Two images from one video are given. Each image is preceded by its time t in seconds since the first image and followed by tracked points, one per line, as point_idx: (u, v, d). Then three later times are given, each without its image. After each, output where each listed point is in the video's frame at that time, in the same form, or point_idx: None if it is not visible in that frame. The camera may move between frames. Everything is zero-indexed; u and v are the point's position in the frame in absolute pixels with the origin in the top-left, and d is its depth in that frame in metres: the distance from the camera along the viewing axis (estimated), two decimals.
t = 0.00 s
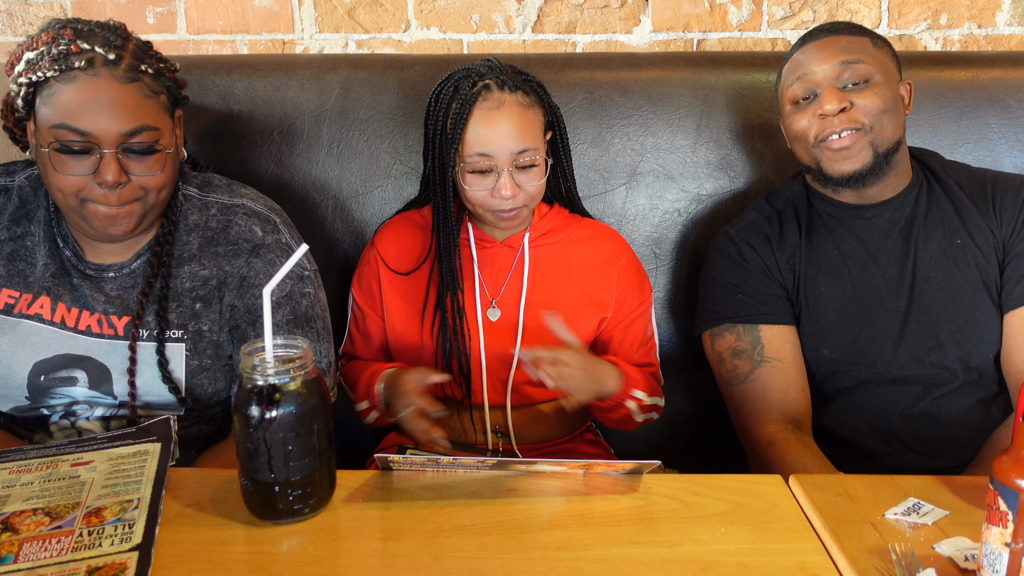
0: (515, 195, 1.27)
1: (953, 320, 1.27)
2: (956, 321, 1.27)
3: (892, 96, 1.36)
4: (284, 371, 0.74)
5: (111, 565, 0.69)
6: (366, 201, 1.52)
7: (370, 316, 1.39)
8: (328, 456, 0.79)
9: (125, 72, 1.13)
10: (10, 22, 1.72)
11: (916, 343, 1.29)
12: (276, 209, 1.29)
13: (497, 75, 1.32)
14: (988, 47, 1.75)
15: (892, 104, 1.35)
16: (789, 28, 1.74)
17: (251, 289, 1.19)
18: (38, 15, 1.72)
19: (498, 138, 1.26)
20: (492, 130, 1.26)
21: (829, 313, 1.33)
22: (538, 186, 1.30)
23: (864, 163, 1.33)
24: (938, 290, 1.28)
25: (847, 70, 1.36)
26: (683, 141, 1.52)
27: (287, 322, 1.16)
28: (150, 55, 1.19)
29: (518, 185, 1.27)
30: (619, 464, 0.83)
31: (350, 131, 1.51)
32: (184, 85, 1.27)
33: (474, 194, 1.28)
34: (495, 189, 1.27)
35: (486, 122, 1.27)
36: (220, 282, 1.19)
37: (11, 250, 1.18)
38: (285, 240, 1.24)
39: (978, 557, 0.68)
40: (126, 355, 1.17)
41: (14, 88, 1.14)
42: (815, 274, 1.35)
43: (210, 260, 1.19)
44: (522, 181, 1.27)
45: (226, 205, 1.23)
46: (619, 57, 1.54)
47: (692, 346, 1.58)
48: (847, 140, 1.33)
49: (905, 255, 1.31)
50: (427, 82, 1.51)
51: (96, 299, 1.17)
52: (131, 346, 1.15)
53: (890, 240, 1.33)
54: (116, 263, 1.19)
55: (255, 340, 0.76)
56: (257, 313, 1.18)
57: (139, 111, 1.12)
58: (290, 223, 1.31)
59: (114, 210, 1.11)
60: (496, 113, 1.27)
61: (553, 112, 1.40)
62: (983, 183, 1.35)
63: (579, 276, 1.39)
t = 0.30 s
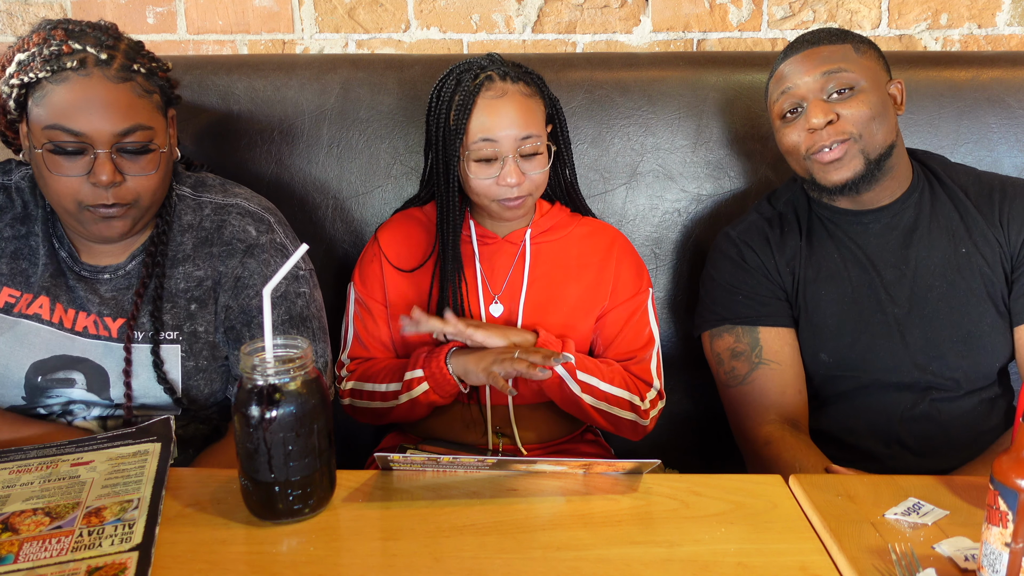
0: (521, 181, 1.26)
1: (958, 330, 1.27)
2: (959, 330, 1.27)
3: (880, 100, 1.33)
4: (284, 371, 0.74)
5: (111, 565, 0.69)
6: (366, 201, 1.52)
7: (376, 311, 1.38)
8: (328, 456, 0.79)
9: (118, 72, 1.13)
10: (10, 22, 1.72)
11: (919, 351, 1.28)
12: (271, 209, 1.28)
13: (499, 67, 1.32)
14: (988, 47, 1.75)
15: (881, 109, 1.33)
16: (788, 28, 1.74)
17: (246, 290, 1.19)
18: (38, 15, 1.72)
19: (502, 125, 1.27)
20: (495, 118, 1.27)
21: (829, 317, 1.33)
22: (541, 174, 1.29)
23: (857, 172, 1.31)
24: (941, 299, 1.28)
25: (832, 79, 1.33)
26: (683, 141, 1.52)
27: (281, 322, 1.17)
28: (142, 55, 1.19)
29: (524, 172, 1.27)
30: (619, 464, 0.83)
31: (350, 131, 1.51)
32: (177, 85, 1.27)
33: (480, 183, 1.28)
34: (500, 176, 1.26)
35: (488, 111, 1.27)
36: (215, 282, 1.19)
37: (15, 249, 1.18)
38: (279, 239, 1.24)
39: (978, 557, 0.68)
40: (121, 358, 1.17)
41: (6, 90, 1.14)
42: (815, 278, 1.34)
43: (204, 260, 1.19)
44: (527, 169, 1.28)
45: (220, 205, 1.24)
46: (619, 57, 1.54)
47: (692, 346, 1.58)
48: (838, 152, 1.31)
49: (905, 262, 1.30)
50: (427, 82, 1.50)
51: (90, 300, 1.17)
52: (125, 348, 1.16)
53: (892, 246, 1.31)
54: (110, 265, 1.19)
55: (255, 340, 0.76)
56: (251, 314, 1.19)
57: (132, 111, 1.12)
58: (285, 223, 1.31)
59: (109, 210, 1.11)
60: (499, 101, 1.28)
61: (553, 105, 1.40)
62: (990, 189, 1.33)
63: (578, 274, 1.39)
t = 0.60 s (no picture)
0: (553, 162, 1.28)
1: (953, 334, 1.27)
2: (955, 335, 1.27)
3: (878, 106, 1.33)
4: (284, 371, 0.74)
5: (111, 565, 0.69)
6: (366, 201, 1.52)
7: (375, 312, 1.39)
8: (328, 456, 0.79)
9: (111, 71, 1.13)
10: (10, 22, 1.72)
11: (914, 357, 1.29)
12: (268, 207, 1.29)
13: (509, 60, 1.34)
14: (988, 47, 1.75)
15: (879, 117, 1.32)
16: (789, 28, 1.74)
17: (245, 288, 1.19)
18: (38, 14, 1.72)
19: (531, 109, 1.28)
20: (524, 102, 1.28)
21: (822, 321, 1.34)
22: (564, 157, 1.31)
23: (851, 181, 1.30)
24: (934, 304, 1.28)
25: (831, 84, 1.32)
26: (683, 141, 1.52)
27: (281, 320, 1.17)
28: (134, 54, 1.19)
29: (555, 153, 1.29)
30: (619, 464, 0.83)
31: (350, 131, 1.51)
32: (168, 84, 1.27)
33: (513, 168, 1.29)
34: (534, 159, 1.27)
35: (515, 98, 1.28)
36: (214, 281, 1.19)
37: (17, 247, 1.17)
38: (277, 237, 1.24)
39: (978, 557, 0.68)
40: (121, 359, 1.17)
41: None
42: (808, 283, 1.35)
43: (202, 259, 1.19)
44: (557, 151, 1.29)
45: (217, 204, 1.24)
46: (619, 57, 1.54)
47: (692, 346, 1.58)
48: (834, 159, 1.31)
49: (897, 266, 1.30)
50: (427, 82, 1.50)
51: (88, 301, 1.17)
52: (125, 348, 1.16)
53: (886, 249, 1.31)
54: (108, 265, 1.19)
55: (255, 340, 0.76)
56: (250, 312, 1.19)
57: (127, 109, 1.12)
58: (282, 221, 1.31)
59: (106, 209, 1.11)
60: (522, 87, 1.29)
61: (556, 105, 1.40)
62: (987, 190, 1.32)
63: (577, 271, 1.39)
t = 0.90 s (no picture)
0: (526, 149, 1.29)
1: (946, 343, 1.27)
2: (948, 343, 1.27)
3: (865, 122, 1.31)
4: (284, 371, 0.74)
5: (111, 565, 0.69)
6: (367, 201, 1.52)
7: (374, 308, 1.40)
8: (327, 456, 0.79)
9: (108, 62, 1.13)
10: (10, 22, 1.72)
11: (908, 367, 1.28)
12: (256, 207, 1.28)
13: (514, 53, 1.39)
14: (988, 47, 1.75)
15: (868, 132, 1.31)
16: (788, 28, 1.74)
17: (235, 290, 1.19)
18: (38, 15, 1.72)
19: (510, 95, 1.31)
20: (506, 88, 1.32)
21: (814, 328, 1.33)
22: (546, 149, 1.32)
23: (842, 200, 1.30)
24: (925, 313, 1.28)
25: (820, 100, 1.29)
26: (683, 141, 1.52)
27: (274, 319, 1.17)
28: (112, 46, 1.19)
29: (530, 141, 1.30)
30: (619, 464, 0.84)
31: (350, 132, 1.51)
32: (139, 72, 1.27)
33: (485, 150, 1.31)
34: (507, 142, 1.29)
35: (499, 83, 1.32)
36: (204, 283, 1.20)
37: (5, 252, 1.17)
38: (265, 236, 1.24)
39: (978, 557, 0.68)
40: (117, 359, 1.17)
41: None
42: (800, 293, 1.35)
43: (191, 260, 1.20)
44: (533, 141, 1.30)
45: (203, 203, 1.24)
46: (619, 57, 1.54)
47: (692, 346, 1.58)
48: (825, 178, 1.29)
49: (888, 273, 1.30)
50: (427, 82, 1.50)
51: (77, 303, 1.17)
52: (123, 352, 1.16)
53: (876, 257, 1.31)
54: (95, 267, 1.19)
55: (255, 341, 0.77)
56: (241, 313, 1.18)
57: (133, 98, 1.13)
58: (270, 219, 1.31)
59: (128, 200, 1.12)
60: (512, 75, 1.33)
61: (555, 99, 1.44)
62: (980, 194, 1.33)
63: (578, 266, 1.40)
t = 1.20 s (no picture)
0: (511, 148, 1.30)
1: (948, 344, 1.27)
2: (948, 345, 1.27)
3: (864, 123, 1.31)
4: (284, 371, 0.74)
5: (112, 566, 0.69)
6: (367, 201, 1.52)
7: (374, 313, 1.39)
8: (327, 455, 0.79)
9: (105, 61, 1.13)
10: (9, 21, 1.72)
11: (910, 370, 1.29)
12: (246, 210, 1.28)
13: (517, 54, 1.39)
14: (988, 47, 1.75)
15: (867, 134, 1.31)
16: (788, 28, 1.74)
17: (228, 294, 1.19)
18: (38, 15, 1.72)
19: (503, 93, 1.32)
20: (500, 86, 1.32)
21: (815, 333, 1.33)
22: (534, 149, 1.32)
23: (844, 202, 1.30)
24: (925, 315, 1.28)
25: (819, 102, 1.30)
26: (683, 141, 1.52)
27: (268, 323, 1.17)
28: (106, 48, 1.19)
29: (517, 140, 1.30)
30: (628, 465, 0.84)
31: (350, 132, 1.51)
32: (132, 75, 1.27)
33: (474, 146, 1.33)
34: (493, 140, 1.31)
35: (495, 81, 1.33)
36: (197, 288, 1.20)
37: None
38: (256, 239, 1.24)
39: (978, 557, 0.68)
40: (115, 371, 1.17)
41: None
42: (801, 297, 1.34)
43: (182, 265, 1.20)
44: (521, 140, 1.30)
45: (192, 206, 1.24)
46: (619, 57, 1.54)
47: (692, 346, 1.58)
48: (825, 180, 1.30)
49: (887, 275, 1.30)
50: (427, 82, 1.50)
51: (70, 314, 1.16)
52: (119, 362, 1.16)
53: (874, 260, 1.31)
54: (87, 274, 1.19)
55: (255, 341, 0.77)
56: (236, 318, 1.19)
57: (129, 96, 1.13)
58: (262, 222, 1.31)
59: (123, 198, 1.12)
60: (509, 74, 1.33)
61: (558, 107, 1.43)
62: (974, 191, 1.33)
63: (579, 268, 1.40)
